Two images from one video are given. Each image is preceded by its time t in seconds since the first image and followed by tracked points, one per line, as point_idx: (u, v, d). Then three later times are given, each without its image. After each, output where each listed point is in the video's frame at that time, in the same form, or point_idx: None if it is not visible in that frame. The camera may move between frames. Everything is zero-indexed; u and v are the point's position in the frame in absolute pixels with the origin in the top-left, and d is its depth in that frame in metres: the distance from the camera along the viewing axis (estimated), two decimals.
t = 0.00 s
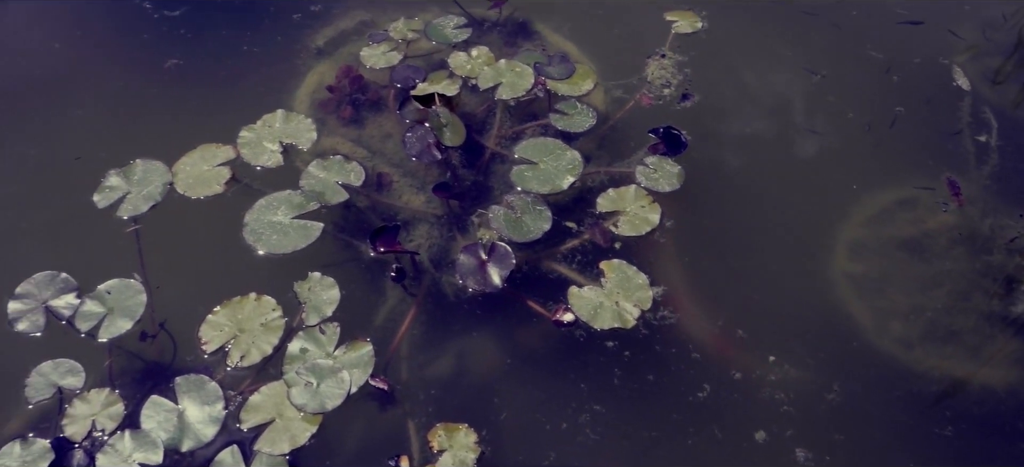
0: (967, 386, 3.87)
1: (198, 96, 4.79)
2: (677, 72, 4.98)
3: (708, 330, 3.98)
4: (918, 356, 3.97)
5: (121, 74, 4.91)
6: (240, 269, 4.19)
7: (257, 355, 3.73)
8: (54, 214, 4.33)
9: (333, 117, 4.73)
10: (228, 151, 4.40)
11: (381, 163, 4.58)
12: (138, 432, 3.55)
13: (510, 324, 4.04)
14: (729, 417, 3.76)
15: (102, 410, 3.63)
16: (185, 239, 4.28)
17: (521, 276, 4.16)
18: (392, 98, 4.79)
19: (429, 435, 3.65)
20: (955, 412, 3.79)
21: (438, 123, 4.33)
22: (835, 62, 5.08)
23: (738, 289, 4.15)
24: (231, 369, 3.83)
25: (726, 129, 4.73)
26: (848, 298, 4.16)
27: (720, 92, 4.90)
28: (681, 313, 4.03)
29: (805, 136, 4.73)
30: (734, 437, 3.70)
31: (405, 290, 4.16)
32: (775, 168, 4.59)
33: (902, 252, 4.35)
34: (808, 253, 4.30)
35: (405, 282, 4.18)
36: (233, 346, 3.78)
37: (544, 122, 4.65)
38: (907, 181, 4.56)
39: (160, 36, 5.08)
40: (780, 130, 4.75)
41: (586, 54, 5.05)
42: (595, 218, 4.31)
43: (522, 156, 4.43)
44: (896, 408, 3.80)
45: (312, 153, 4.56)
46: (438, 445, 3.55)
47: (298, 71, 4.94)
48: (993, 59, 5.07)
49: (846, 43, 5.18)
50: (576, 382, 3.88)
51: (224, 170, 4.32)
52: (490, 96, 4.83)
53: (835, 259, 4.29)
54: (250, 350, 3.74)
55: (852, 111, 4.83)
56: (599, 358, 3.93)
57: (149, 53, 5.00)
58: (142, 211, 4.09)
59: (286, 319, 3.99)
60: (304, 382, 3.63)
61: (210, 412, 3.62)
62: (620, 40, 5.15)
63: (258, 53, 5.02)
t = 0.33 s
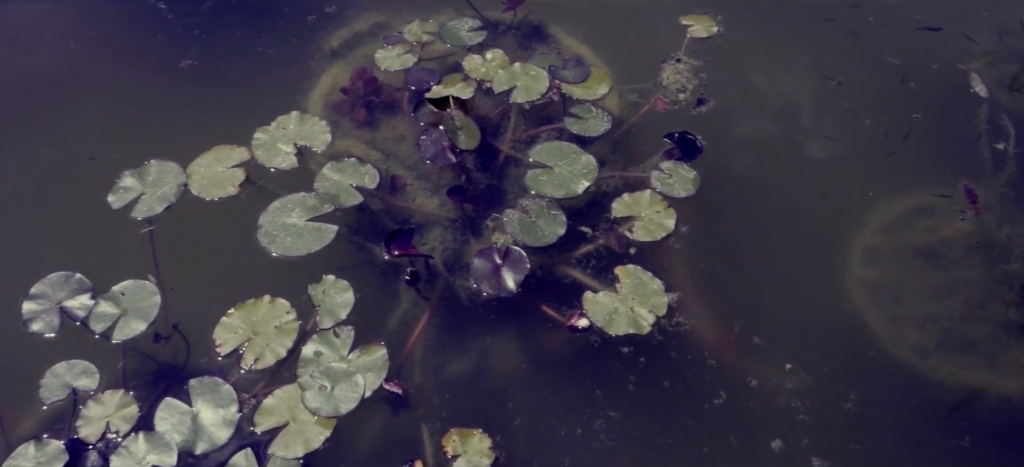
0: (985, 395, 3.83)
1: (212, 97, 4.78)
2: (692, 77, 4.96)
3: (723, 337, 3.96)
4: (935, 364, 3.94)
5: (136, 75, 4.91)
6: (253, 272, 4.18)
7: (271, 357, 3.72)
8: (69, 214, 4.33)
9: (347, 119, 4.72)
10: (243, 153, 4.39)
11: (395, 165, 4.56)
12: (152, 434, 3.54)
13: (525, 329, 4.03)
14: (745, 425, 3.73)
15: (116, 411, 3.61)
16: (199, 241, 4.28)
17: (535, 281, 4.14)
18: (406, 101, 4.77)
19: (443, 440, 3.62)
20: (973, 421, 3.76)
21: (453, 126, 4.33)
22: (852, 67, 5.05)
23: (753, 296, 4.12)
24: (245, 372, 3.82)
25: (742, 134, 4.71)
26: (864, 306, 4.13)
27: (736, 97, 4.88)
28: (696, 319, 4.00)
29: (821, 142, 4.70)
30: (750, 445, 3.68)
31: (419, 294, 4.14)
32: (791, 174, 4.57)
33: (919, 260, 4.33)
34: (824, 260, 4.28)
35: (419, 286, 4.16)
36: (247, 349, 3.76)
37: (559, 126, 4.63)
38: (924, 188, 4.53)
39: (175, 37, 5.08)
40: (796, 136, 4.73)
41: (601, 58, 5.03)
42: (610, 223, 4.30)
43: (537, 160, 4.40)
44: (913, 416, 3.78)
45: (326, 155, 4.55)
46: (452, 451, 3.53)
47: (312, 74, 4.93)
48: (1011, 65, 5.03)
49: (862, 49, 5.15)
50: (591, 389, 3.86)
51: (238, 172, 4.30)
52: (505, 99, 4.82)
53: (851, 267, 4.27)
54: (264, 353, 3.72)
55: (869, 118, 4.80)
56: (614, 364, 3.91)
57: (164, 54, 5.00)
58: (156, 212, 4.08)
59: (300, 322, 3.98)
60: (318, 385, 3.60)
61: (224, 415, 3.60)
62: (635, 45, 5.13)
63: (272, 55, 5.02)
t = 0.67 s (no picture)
0: (1001, 404, 3.81)
1: (225, 99, 4.78)
2: (706, 81, 4.94)
3: (737, 344, 3.94)
4: (950, 372, 3.92)
5: (149, 75, 4.91)
6: (266, 275, 4.18)
7: (284, 360, 3.70)
8: (82, 214, 4.33)
9: (359, 121, 4.71)
10: (256, 155, 4.38)
11: (407, 168, 4.55)
12: (165, 437, 3.52)
13: (538, 334, 4.01)
14: (760, 432, 3.72)
15: (129, 413, 3.60)
16: (212, 243, 4.28)
17: (548, 286, 4.13)
18: (419, 103, 4.76)
19: (456, 445, 3.62)
20: (988, 430, 3.73)
21: (466, 129, 4.32)
22: (867, 73, 5.03)
23: (768, 302, 4.10)
24: (258, 375, 3.81)
25: (756, 140, 4.69)
26: (879, 313, 4.10)
27: (750, 102, 4.86)
28: (710, 326, 3.98)
29: (835, 148, 4.68)
30: (765, 453, 3.66)
31: (432, 298, 4.13)
32: (805, 180, 4.55)
33: (934, 267, 4.31)
34: (839, 266, 4.25)
35: (431, 290, 4.15)
36: (260, 352, 3.74)
37: (572, 130, 4.63)
38: (939, 196, 4.51)
39: (188, 38, 5.08)
40: (810, 142, 4.70)
41: (613, 61, 5.01)
42: (623, 228, 4.28)
43: (551, 164, 4.39)
44: (928, 425, 3.76)
45: (339, 158, 4.55)
46: (465, 456, 3.53)
47: (325, 75, 4.93)
48: None
49: (877, 54, 5.12)
50: (604, 394, 3.85)
51: (251, 174, 4.28)
52: (518, 102, 4.81)
53: (866, 274, 4.24)
54: (277, 356, 3.71)
55: (884, 124, 4.77)
56: (628, 370, 3.90)
57: (177, 55, 5.00)
58: (169, 214, 4.07)
59: (312, 325, 3.96)
60: (331, 389, 3.58)
61: (237, 418, 3.59)
62: (649, 49, 5.12)
63: (285, 56, 5.01)
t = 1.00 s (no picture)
0: (1017, 413, 3.79)
1: (238, 101, 4.78)
2: (720, 87, 4.93)
3: (751, 351, 3.92)
4: (965, 381, 3.89)
5: (162, 77, 4.92)
6: (278, 278, 4.17)
7: (297, 364, 3.68)
8: (95, 216, 4.34)
9: (372, 125, 4.70)
10: (269, 158, 4.35)
11: (420, 172, 4.54)
12: (177, 440, 3.51)
13: (550, 339, 4.00)
14: (774, 440, 3.70)
15: (142, 415, 3.58)
16: (225, 245, 4.28)
17: (562, 291, 4.11)
18: (432, 107, 4.75)
19: (469, 450, 3.59)
20: (1005, 440, 3.70)
21: (479, 134, 4.29)
22: (882, 79, 5.00)
23: (782, 309, 4.08)
24: (271, 378, 3.83)
25: (770, 146, 4.67)
26: (894, 321, 4.08)
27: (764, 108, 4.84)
28: (724, 333, 3.96)
29: (850, 154, 4.66)
30: (778, 461, 3.65)
31: (444, 302, 4.12)
32: (819, 186, 4.53)
33: (949, 275, 4.28)
34: (854, 274, 4.23)
35: (444, 294, 4.13)
36: (273, 355, 3.73)
37: (585, 134, 4.62)
38: (955, 203, 4.48)
39: (201, 40, 5.08)
40: (825, 148, 4.69)
41: (627, 66, 5.00)
42: (637, 234, 4.26)
43: (564, 168, 4.36)
44: (943, 434, 3.74)
45: (352, 161, 4.54)
46: (478, 461, 3.50)
47: (338, 78, 4.92)
48: None
49: (893, 60, 5.10)
50: (618, 401, 3.84)
51: (265, 177, 4.26)
52: (531, 106, 4.79)
53: (881, 281, 4.22)
54: (290, 360, 3.69)
55: (899, 130, 4.75)
56: (641, 376, 3.88)
57: (190, 57, 5.00)
58: (183, 216, 4.07)
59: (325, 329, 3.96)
60: (344, 393, 3.56)
61: (250, 422, 3.57)
62: (662, 54, 5.10)
63: (298, 59, 5.01)
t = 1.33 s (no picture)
0: None
1: (248, 104, 4.77)
2: (731, 91, 4.92)
3: (763, 358, 3.92)
4: (978, 388, 3.87)
5: (172, 79, 4.92)
6: (288, 282, 4.17)
7: (307, 368, 3.67)
8: (105, 218, 4.34)
9: (382, 127, 4.69)
10: (279, 161, 4.35)
11: (429, 175, 4.54)
12: (188, 444, 3.50)
13: (560, 345, 3.99)
14: (786, 447, 3.69)
15: (152, 418, 3.56)
16: (235, 248, 4.27)
17: (572, 296, 4.11)
18: (442, 110, 4.74)
19: (479, 455, 3.59)
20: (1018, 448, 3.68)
21: (489, 137, 4.29)
22: (894, 84, 4.98)
23: (793, 316, 4.06)
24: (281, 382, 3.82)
25: (781, 151, 4.66)
26: (906, 328, 4.06)
27: (775, 113, 4.83)
28: (735, 339, 3.96)
29: (861, 160, 4.64)
30: None
31: (454, 306, 4.10)
32: (831, 192, 4.52)
33: (962, 282, 4.26)
34: (865, 280, 4.22)
35: (454, 298, 4.13)
36: (283, 359, 3.71)
37: (595, 138, 4.60)
38: (967, 210, 4.46)
39: (211, 41, 5.08)
40: (836, 154, 4.67)
41: (638, 71, 4.99)
42: (647, 239, 4.25)
43: (574, 172, 4.35)
44: (955, 442, 3.73)
45: (362, 164, 4.54)
46: None
47: (348, 81, 4.91)
48: None
49: (905, 66, 5.08)
50: (629, 406, 3.83)
51: (274, 179, 4.27)
52: (541, 110, 4.79)
53: (893, 288, 4.20)
54: (300, 363, 3.67)
55: (911, 136, 4.73)
56: (652, 382, 3.87)
57: (200, 59, 5.00)
58: (193, 219, 4.03)
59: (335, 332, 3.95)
60: (354, 397, 3.56)
61: (260, 425, 3.55)
62: (673, 58, 5.09)
63: (308, 61, 5.00)
